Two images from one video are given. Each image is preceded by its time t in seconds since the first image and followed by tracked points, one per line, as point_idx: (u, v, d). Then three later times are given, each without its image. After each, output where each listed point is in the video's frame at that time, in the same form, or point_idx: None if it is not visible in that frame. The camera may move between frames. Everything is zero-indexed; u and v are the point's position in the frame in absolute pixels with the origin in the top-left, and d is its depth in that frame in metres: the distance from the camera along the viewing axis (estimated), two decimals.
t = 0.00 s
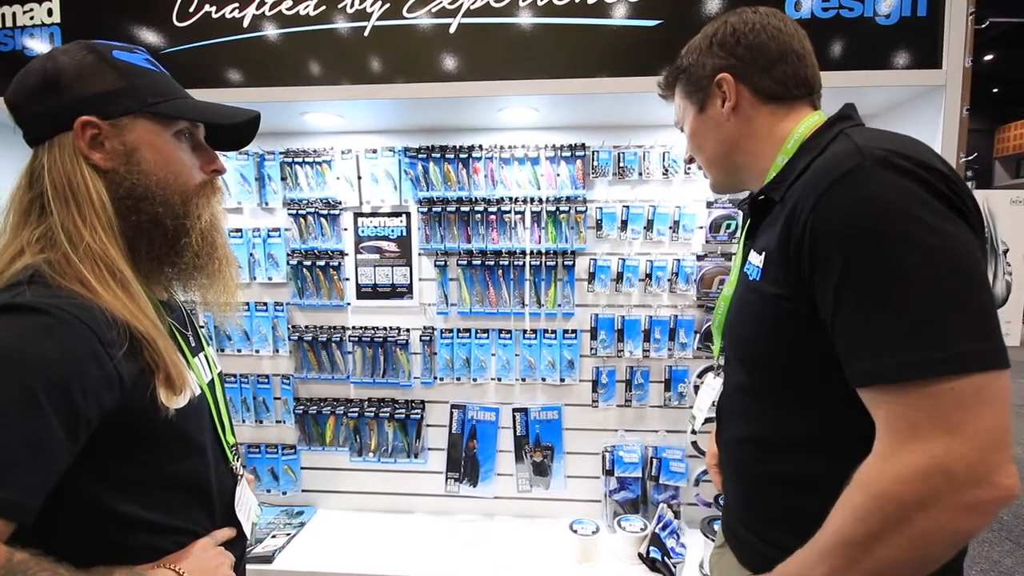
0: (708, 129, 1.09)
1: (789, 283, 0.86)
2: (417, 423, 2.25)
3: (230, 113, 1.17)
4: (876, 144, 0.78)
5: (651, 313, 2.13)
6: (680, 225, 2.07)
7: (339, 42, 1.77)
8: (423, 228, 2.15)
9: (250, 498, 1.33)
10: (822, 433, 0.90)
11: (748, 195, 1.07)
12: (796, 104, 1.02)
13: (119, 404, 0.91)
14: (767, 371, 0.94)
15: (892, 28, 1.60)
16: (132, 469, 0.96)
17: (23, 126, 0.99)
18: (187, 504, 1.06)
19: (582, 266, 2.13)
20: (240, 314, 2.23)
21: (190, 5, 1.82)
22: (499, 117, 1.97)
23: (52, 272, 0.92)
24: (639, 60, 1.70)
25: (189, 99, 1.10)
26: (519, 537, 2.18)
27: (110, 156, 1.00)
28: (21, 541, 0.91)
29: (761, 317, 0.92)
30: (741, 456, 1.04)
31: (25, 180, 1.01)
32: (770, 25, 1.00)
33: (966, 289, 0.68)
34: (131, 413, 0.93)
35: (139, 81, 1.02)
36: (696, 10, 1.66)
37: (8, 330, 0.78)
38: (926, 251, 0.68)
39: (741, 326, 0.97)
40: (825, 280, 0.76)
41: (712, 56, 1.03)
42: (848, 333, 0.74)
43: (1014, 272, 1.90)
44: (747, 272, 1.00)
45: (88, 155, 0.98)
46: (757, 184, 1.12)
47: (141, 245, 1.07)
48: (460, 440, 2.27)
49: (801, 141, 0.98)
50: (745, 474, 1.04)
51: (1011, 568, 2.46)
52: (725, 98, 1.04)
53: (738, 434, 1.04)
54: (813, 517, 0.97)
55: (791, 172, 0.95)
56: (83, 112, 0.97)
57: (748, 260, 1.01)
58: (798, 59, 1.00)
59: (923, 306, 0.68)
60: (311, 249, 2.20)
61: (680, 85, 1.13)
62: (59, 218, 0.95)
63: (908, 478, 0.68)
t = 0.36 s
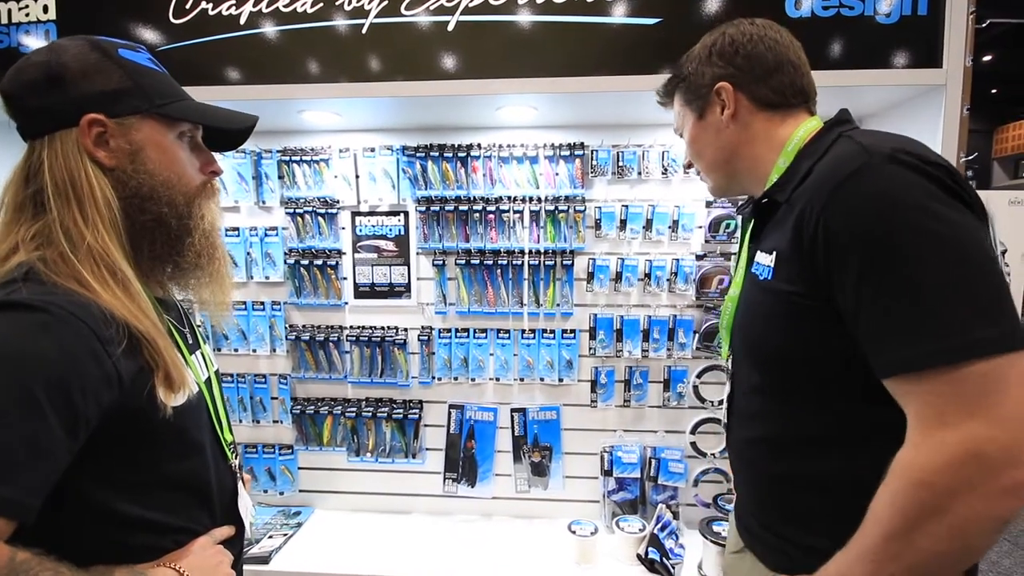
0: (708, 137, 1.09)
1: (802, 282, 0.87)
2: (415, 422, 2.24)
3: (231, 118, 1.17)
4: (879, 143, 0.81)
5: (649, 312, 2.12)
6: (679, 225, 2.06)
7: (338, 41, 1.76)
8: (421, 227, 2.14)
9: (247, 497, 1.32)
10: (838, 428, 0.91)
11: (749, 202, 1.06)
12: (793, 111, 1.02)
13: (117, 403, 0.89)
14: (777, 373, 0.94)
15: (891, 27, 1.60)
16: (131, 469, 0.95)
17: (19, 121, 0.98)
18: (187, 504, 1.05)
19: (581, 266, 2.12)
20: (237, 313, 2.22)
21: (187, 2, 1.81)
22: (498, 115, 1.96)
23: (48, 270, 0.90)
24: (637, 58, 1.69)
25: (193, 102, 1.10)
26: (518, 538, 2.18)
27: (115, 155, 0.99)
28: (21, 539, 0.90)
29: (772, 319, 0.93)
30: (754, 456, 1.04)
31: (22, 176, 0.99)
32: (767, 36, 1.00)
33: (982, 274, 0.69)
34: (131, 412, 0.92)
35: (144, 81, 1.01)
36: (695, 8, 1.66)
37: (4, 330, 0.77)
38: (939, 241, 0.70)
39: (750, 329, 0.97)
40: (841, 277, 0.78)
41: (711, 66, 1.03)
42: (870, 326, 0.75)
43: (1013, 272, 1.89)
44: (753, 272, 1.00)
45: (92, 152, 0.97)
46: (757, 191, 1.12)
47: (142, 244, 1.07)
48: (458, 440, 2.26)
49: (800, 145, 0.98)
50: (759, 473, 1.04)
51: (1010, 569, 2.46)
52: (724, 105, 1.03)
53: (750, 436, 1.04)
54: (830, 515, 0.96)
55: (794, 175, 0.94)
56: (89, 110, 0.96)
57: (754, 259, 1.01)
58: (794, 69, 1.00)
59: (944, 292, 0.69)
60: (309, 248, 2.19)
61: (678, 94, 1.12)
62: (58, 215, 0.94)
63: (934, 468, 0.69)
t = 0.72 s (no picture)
0: (699, 132, 1.08)
1: (824, 280, 0.86)
2: (415, 426, 2.23)
3: (223, 118, 1.17)
4: (906, 138, 0.79)
5: (650, 315, 2.12)
6: (679, 227, 2.05)
7: (337, 42, 1.76)
8: (421, 230, 2.13)
9: (247, 500, 1.30)
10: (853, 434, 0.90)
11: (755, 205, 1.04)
12: (790, 109, 1.02)
13: (116, 404, 0.88)
14: (789, 374, 0.93)
15: (892, 30, 1.59)
16: (130, 472, 0.94)
17: (14, 124, 0.97)
18: (187, 507, 1.04)
19: (581, 268, 2.12)
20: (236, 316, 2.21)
21: (186, 4, 1.81)
22: (498, 117, 1.95)
23: (44, 273, 0.90)
24: (638, 60, 1.69)
25: (183, 103, 1.09)
26: (518, 542, 2.17)
27: (109, 157, 0.98)
28: (21, 542, 0.89)
29: (790, 319, 0.91)
30: (765, 461, 1.03)
31: (16, 180, 0.99)
32: (768, 30, 1.00)
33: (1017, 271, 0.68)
34: (130, 413, 0.91)
35: (135, 82, 1.01)
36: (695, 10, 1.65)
37: None
38: (972, 236, 0.68)
39: (764, 330, 0.96)
40: (866, 273, 0.76)
41: (709, 56, 1.03)
42: (897, 324, 0.73)
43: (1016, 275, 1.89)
44: (760, 276, 1.00)
45: (86, 155, 0.96)
46: (748, 190, 1.12)
47: (138, 247, 1.06)
48: (458, 444, 2.25)
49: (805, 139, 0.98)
50: (769, 478, 1.03)
51: None
52: (718, 99, 1.03)
53: (762, 440, 1.03)
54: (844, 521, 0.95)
55: (804, 172, 0.93)
56: (80, 112, 0.95)
57: (760, 262, 1.02)
58: (794, 65, 1.00)
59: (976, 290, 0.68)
60: (308, 250, 2.18)
61: (672, 85, 1.12)
62: (53, 218, 0.94)
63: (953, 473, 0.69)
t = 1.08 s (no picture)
0: (700, 120, 1.06)
1: (817, 285, 0.85)
2: (412, 427, 2.23)
3: (215, 108, 1.14)
4: (915, 142, 0.77)
5: (647, 315, 2.12)
6: (676, 228, 2.05)
7: (333, 43, 1.75)
8: (418, 231, 2.12)
9: (242, 504, 1.30)
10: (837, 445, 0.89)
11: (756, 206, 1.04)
12: (797, 100, 1.01)
13: (114, 405, 0.88)
14: (776, 380, 0.92)
15: (887, 32, 1.60)
16: (125, 474, 0.93)
17: (7, 126, 0.96)
18: (181, 509, 1.03)
19: (578, 269, 2.12)
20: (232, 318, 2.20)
21: (181, 4, 1.80)
22: (495, 118, 1.95)
23: (42, 272, 0.89)
24: (634, 61, 1.69)
25: (171, 96, 1.07)
26: (516, 543, 2.16)
27: (93, 156, 0.97)
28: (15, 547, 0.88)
29: (781, 322, 0.91)
30: (749, 464, 1.04)
31: (6, 183, 0.98)
32: (775, 16, 0.98)
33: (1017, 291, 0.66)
34: (128, 414, 0.91)
35: (118, 78, 0.99)
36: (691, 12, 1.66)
37: None
38: (971, 250, 0.67)
39: (755, 332, 0.96)
40: (859, 279, 0.75)
41: (714, 40, 1.00)
42: (884, 335, 0.72)
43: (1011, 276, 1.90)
44: (752, 280, 1.01)
45: (70, 156, 0.96)
46: (745, 182, 1.11)
47: (128, 247, 1.05)
48: (456, 445, 2.24)
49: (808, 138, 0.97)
50: (752, 483, 1.04)
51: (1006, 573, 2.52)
52: (724, 86, 1.01)
53: (749, 444, 1.03)
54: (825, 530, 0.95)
55: (804, 174, 0.93)
56: (64, 112, 0.95)
57: (752, 267, 1.03)
58: (801, 54, 0.99)
59: (968, 310, 0.66)
60: (305, 252, 2.18)
61: (673, 69, 1.09)
62: (44, 219, 0.93)
63: (937, 488, 0.68)
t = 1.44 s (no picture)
0: (696, 114, 1.06)
1: (778, 287, 0.85)
2: (410, 427, 2.23)
3: (216, 109, 1.14)
4: (878, 142, 0.74)
5: (645, 316, 2.12)
6: (674, 228, 2.06)
7: (331, 44, 1.75)
8: (415, 231, 2.12)
9: (240, 504, 1.30)
10: (806, 445, 0.90)
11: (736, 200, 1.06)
12: (793, 96, 1.00)
13: (110, 406, 0.88)
14: (745, 378, 0.92)
15: (883, 33, 1.61)
16: (124, 475, 0.93)
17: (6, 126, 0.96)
18: (179, 510, 1.03)
19: (576, 269, 2.12)
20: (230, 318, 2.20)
21: (179, 5, 1.80)
22: (493, 119, 1.95)
23: (41, 274, 0.89)
24: (632, 62, 1.70)
25: (171, 97, 1.07)
26: (514, 543, 2.16)
27: (93, 157, 0.97)
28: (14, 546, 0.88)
29: (747, 322, 0.90)
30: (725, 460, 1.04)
31: (8, 182, 0.98)
32: (773, 10, 0.98)
33: (964, 306, 0.64)
34: (125, 415, 0.91)
35: (120, 79, 0.99)
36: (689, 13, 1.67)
37: None
38: (915, 263, 0.65)
39: (727, 331, 0.96)
40: (810, 285, 0.74)
41: (710, 33, 0.99)
42: (829, 343, 0.72)
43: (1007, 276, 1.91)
44: (732, 280, 1.00)
45: (71, 156, 0.96)
46: (739, 177, 1.11)
47: (127, 248, 1.05)
48: (454, 445, 2.24)
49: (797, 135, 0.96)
50: (729, 480, 1.04)
51: (1003, 570, 2.55)
52: (720, 81, 1.00)
53: (728, 441, 1.04)
54: (794, 528, 0.96)
55: (783, 173, 0.93)
56: (65, 112, 0.95)
57: (735, 267, 1.01)
58: (798, 49, 0.99)
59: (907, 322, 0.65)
60: (302, 252, 2.17)
61: (669, 63, 1.09)
62: (44, 219, 0.93)
63: (872, 493, 0.68)
